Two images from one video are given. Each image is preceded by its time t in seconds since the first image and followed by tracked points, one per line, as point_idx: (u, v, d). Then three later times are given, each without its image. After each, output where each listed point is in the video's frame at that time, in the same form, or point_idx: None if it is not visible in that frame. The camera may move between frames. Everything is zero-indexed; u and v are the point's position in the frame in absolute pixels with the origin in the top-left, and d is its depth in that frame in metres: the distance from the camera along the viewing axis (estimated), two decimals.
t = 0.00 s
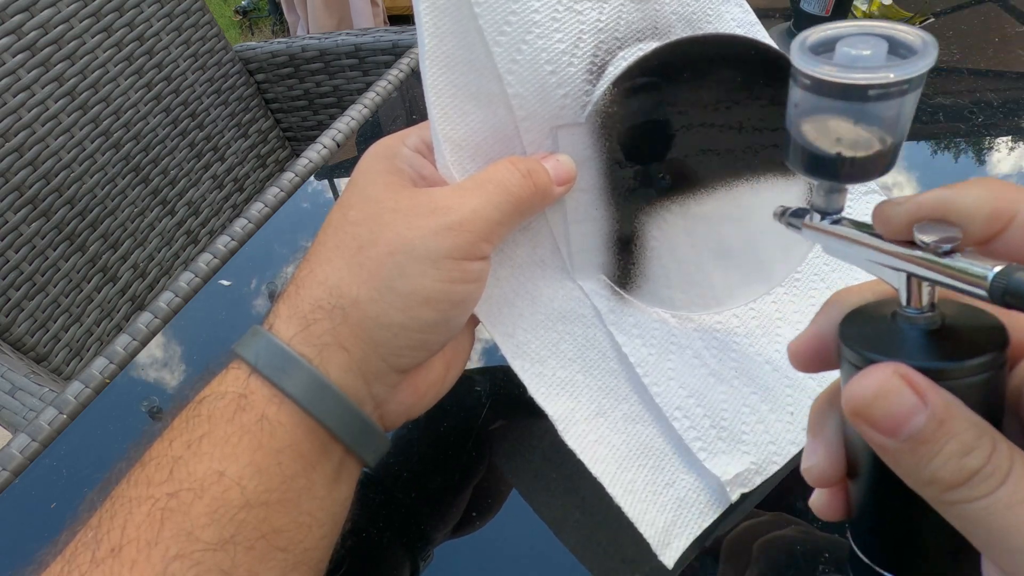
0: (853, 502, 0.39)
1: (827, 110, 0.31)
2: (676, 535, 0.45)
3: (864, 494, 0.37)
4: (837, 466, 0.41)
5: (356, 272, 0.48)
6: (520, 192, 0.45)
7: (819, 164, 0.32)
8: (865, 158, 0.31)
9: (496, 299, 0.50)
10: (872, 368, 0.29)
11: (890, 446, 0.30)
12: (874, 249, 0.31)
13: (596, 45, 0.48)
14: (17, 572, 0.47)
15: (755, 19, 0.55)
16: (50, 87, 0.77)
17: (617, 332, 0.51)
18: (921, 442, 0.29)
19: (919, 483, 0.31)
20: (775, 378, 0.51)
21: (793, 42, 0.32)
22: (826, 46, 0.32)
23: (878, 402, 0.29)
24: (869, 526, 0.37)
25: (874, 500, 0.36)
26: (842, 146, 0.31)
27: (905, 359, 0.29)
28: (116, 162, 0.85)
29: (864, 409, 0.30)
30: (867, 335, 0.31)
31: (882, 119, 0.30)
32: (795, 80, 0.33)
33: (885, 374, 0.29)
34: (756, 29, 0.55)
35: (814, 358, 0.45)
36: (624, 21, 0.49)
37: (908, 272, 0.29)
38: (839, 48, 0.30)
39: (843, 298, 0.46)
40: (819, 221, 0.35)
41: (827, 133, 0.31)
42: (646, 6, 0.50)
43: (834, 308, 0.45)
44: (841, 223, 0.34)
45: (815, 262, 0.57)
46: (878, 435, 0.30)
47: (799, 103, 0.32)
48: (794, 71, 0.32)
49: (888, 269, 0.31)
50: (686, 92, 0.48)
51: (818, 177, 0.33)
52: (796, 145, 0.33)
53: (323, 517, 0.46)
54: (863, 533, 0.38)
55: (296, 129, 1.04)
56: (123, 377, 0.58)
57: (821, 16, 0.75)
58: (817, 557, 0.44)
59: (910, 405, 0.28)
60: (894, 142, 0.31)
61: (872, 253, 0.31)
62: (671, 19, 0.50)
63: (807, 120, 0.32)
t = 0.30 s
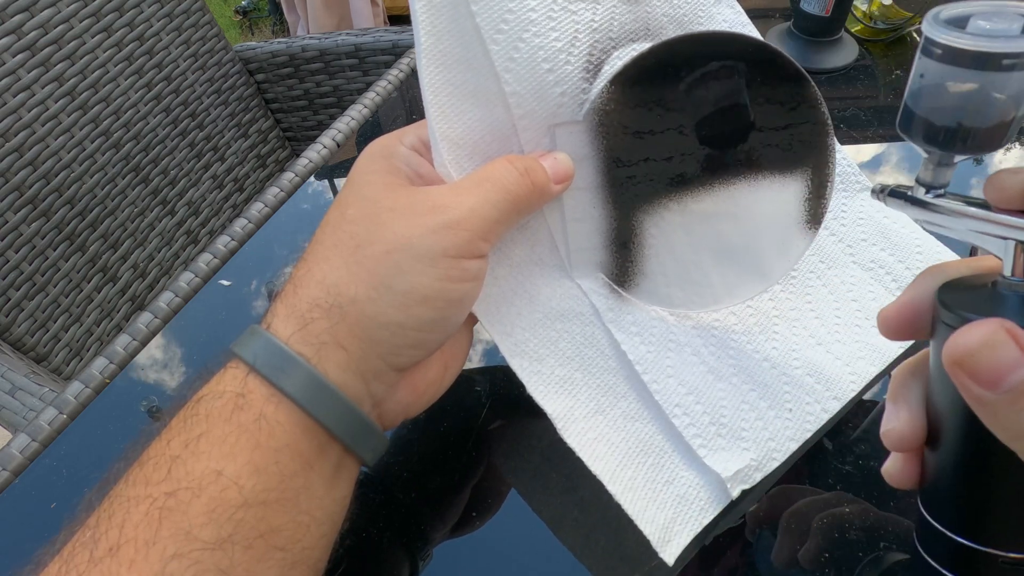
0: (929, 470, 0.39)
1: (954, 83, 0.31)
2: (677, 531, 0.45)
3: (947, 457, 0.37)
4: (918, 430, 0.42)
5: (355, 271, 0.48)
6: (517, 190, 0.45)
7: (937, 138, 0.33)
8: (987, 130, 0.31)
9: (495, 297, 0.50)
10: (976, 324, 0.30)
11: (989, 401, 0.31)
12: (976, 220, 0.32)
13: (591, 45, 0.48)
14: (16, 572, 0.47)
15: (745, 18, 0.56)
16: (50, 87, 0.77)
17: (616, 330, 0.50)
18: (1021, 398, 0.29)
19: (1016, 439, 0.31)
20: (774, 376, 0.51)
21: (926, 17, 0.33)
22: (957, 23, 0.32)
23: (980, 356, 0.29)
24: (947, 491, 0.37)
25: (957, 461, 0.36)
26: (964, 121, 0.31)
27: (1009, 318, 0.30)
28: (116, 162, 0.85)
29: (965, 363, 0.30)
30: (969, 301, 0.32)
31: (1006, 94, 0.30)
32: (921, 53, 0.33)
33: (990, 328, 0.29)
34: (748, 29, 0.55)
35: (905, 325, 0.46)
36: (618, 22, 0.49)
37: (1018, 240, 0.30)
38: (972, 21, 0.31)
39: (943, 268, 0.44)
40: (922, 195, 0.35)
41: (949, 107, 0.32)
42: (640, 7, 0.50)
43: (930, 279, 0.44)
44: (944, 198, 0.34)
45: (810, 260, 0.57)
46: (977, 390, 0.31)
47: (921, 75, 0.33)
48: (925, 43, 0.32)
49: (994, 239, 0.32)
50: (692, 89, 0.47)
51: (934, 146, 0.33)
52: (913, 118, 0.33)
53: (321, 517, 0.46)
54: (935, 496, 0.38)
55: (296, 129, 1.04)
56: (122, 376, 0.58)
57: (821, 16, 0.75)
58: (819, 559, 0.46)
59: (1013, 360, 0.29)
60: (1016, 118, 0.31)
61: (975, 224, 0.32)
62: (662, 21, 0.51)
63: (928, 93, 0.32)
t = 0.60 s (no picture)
0: (846, 507, 0.39)
1: (822, 116, 0.30)
2: (681, 531, 0.45)
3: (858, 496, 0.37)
4: (830, 469, 0.42)
5: (355, 271, 0.48)
6: (518, 190, 0.45)
7: (814, 168, 0.32)
8: (858, 162, 0.31)
9: (495, 297, 0.50)
10: (866, 371, 0.29)
11: (884, 449, 0.30)
12: (867, 253, 0.32)
13: (592, 45, 0.48)
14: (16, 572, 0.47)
15: (744, 19, 0.55)
16: (50, 87, 0.77)
17: (617, 330, 0.51)
18: (912, 444, 0.29)
19: (913, 485, 0.31)
20: (775, 375, 0.51)
21: (787, 49, 0.32)
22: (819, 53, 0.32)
23: (870, 404, 0.29)
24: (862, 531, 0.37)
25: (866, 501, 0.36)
26: (837, 152, 0.31)
27: (897, 363, 0.29)
28: (116, 162, 0.85)
29: (858, 412, 0.30)
30: (859, 340, 0.31)
31: (873, 124, 0.30)
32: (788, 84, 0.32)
33: (877, 376, 0.29)
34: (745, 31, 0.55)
35: (808, 360, 0.46)
36: (618, 22, 0.49)
37: (902, 275, 0.29)
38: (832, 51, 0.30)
39: (834, 302, 0.46)
40: (813, 225, 0.36)
41: (821, 139, 0.31)
42: (639, 8, 0.50)
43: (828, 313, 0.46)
44: (833, 227, 0.35)
45: (810, 260, 0.57)
46: (872, 438, 0.30)
47: (791, 107, 0.32)
48: (788, 76, 0.31)
49: (883, 272, 0.31)
50: (686, 93, 0.48)
51: (811, 179, 0.33)
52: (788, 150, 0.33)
53: (321, 517, 0.46)
54: (853, 535, 0.38)
55: (296, 129, 1.04)
56: (122, 377, 0.58)
57: (821, 16, 0.75)
58: (814, 559, 0.45)
59: (901, 408, 0.28)
60: (886, 146, 0.31)
61: (864, 257, 0.32)
62: (662, 22, 0.51)
63: (800, 125, 0.32)
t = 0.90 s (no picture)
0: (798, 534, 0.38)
1: (730, 149, 0.31)
2: (686, 530, 0.45)
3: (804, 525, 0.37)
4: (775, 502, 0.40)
5: (354, 272, 0.48)
6: (519, 191, 0.45)
7: (728, 201, 0.32)
8: (768, 192, 0.31)
9: (496, 298, 0.50)
10: (794, 413, 0.30)
11: (817, 492, 0.30)
12: (793, 285, 0.31)
13: (592, 45, 0.48)
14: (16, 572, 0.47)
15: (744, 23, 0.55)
16: (50, 87, 0.77)
17: (617, 330, 0.51)
18: (844, 487, 0.29)
19: (847, 527, 0.31)
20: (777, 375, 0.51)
21: (691, 85, 0.32)
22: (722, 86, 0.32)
23: (799, 448, 0.29)
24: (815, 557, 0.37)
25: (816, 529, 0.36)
26: (749, 183, 0.31)
27: (826, 401, 0.29)
28: (116, 162, 0.85)
29: (787, 455, 0.30)
30: (789, 375, 0.31)
31: (782, 153, 0.30)
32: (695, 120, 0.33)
33: (803, 419, 0.29)
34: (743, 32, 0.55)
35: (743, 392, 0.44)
36: (617, 23, 0.49)
37: (823, 307, 0.30)
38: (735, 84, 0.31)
39: (766, 330, 0.45)
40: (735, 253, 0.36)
41: (732, 171, 0.31)
42: (637, 10, 0.50)
43: (758, 343, 0.44)
44: (758, 255, 0.35)
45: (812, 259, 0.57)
46: (803, 481, 0.30)
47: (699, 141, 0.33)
48: (693, 112, 0.32)
49: (805, 304, 0.31)
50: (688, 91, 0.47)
51: (725, 213, 0.33)
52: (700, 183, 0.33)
53: (321, 517, 0.46)
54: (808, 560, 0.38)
55: (297, 129, 1.04)
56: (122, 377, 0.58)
57: (821, 16, 0.75)
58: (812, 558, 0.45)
59: (830, 450, 0.28)
60: (796, 173, 0.31)
61: (790, 288, 0.32)
62: (659, 23, 0.51)
63: (710, 159, 0.32)
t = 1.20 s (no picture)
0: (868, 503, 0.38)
1: (848, 105, 0.31)
2: (674, 534, 0.45)
3: (880, 489, 0.36)
4: (850, 460, 0.41)
5: (353, 271, 0.48)
6: (518, 190, 0.45)
7: (836, 158, 0.33)
8: (883, 151, 0.31)
9: (495, 297, 0.50)
10: (890, 360, 0.29)
11: (909, 439, 0.30)
12: (895, 244, 0.31)
13: (597, 39, 0.47)
14: (15, 572, 0.46)
15: (779, 16, 0.53)
16: (49, 87, 0.77)
17: (616, 330, 0.50)
18: (940, 435, 0.29)
19: (938, 474, 0.31)
20: (773, 377, 0.51)
21: (813, 36, 0.32)
22: (844, 42, 0.32)
23: (896, 394, 0.29)
24: (880, 523, 0.36)
25: (887, 492, 0.36)
26: (860, 141, 0.31)
27: (924, 352, 0.29)
28: (116, 162, 0.85)
29: (883, 403, 0.29)
30: (881, 329, 0.31)
31: (899, 113, 0.30)
32: (814, 74, 0.33)
33: (903, 366, 0.28)
34: (774, 14, 0.53)
35: (828, 352, 0.45)
36: (631, 12, 0.48)
37: (927, 265, 0.30)
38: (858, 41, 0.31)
39: (858, 292, 0.45)
40: (834, 217, 0.36)
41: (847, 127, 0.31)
42: None
43: (848, 305, 0.45)
44: (856, 218, 0.35)
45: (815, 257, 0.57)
46: (897, 428, 0.30)
47: (818, 97, 0.33)
48: (813, 65, 0.32)
49: (905, 263, 0.31)
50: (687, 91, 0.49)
51: (835, 170, 0.33)
52: (815, 141, 0.33)
53: (321, 517, 0.46)
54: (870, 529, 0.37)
55: (297, 129, 1.04)
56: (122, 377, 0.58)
57: (821, 16, 0.75)
58: (818, 558, 0.45)
59: (929, 399, 0.28)
60: (911, 136, 0.31)
61: (891, 248, 0.32)
62: (684, 5, 0.49)
63: (828, 114, 0.32)
